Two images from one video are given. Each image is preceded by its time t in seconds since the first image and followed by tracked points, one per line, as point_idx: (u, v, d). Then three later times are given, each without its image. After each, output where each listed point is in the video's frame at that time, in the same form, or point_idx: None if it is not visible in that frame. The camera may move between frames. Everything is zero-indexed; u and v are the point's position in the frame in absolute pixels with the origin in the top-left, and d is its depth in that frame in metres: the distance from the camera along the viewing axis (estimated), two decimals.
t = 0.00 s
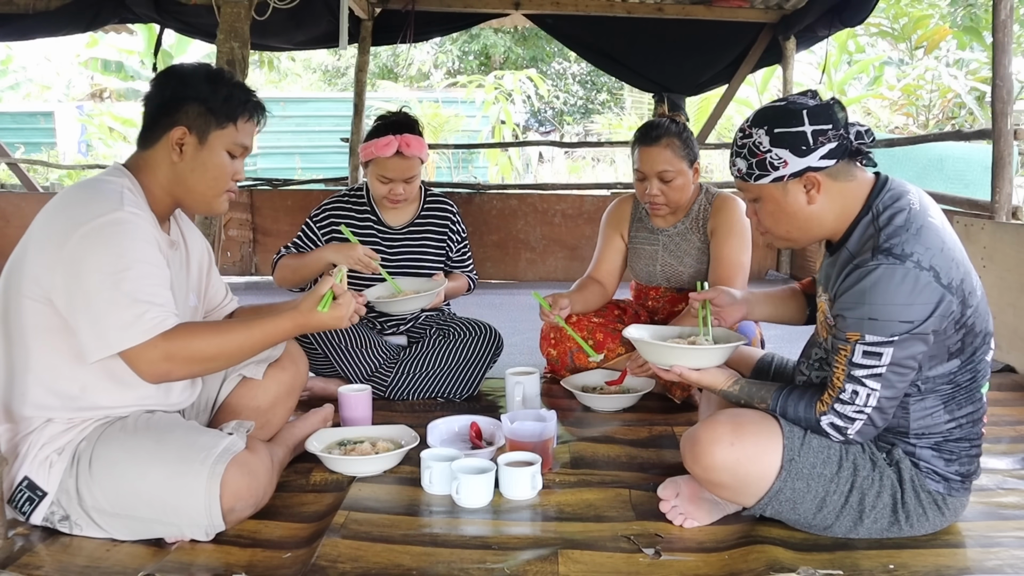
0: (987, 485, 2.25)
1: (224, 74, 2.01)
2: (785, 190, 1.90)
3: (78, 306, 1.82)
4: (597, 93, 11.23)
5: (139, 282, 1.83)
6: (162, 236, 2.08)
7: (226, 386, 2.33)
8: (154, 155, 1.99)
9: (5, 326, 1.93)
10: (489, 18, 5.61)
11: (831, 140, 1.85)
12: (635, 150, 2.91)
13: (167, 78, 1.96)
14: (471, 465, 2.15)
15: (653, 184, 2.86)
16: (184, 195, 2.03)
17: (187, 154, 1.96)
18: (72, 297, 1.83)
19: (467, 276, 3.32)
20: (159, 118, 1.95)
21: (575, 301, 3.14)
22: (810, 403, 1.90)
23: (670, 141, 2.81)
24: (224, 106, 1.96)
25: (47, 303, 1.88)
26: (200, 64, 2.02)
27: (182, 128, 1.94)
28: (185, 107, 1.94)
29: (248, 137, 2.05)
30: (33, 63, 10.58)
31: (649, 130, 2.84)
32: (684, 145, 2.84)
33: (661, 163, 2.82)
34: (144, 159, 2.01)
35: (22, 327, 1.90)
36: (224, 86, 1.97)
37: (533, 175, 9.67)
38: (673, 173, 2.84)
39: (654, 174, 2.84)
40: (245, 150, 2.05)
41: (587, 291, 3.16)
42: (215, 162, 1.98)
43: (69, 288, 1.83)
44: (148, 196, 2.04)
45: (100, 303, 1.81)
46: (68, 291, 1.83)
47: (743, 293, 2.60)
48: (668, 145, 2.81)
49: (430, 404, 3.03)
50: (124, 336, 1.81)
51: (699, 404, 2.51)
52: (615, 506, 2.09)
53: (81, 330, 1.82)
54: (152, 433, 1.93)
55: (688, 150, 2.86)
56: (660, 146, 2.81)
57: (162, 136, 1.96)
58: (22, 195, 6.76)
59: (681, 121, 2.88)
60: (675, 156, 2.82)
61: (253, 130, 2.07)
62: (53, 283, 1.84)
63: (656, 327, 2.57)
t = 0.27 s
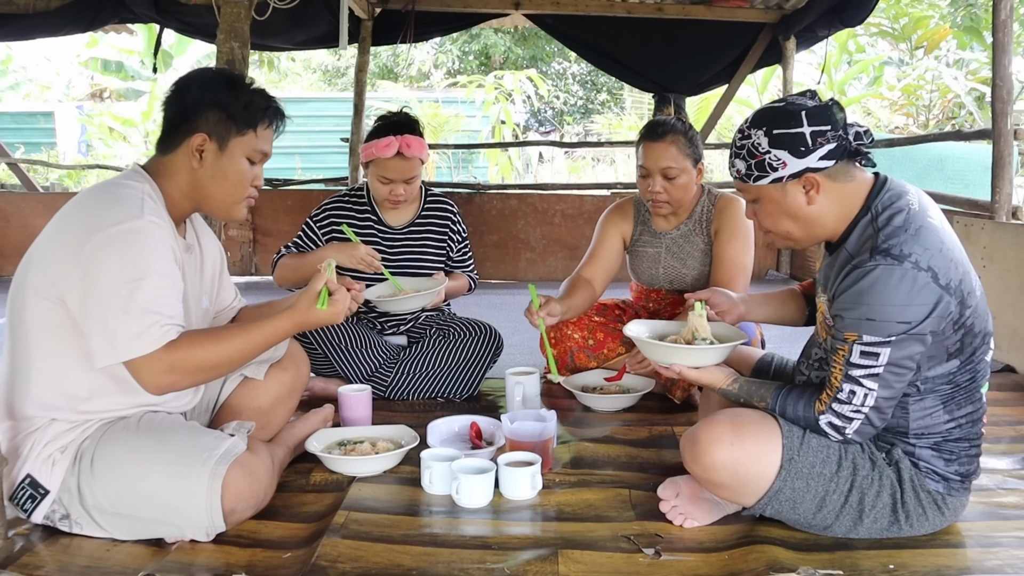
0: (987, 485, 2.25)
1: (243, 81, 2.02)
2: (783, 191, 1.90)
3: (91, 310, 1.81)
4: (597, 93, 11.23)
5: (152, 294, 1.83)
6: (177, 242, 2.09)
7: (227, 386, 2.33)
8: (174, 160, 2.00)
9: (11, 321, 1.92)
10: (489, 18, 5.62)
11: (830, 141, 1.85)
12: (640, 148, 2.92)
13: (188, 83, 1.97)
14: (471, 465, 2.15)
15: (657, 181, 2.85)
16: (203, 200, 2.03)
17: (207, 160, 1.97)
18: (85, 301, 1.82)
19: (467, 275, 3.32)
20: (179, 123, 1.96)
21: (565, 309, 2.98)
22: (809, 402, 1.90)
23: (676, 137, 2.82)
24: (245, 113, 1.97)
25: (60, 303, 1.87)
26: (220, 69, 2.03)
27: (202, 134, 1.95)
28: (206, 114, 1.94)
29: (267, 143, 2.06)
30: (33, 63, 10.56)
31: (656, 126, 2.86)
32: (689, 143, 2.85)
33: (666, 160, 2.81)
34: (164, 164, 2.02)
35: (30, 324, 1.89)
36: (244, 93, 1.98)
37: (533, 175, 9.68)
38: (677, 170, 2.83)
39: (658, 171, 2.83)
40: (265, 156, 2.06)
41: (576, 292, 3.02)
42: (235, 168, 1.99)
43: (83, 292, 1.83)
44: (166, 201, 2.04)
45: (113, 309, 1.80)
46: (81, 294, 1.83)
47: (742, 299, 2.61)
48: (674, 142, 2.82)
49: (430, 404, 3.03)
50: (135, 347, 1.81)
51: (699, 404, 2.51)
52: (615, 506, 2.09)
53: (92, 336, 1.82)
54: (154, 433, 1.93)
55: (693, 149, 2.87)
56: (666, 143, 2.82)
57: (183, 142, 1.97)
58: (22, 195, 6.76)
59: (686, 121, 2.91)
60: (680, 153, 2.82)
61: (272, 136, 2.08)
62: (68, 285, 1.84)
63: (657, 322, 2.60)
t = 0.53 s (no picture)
0: (987, 485, 2.25)
1: (264, 90, 2.01)
2: (784, 190, 1.90)
3: (105, 315, 1.81)
4: (597, 93, 11.23)
5: (167, 303, 1.83)
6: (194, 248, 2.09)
7: (227, 386, 2.33)
8: (194, 168, 2.00)
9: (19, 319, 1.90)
10: (489, 17, 5.61)
11: (830, 140, 1.85)
12: (642, 149, 2.91)
13: (210, 91, 1.96)
14: (471, 465, 2.15)
15: (659, 182, 2.84)
16: (222, 207, 2.04)
17: (228, 170, 1.98)
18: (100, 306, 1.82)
19: (467, 276, 3.32)
20: (201, 132, 1.96)
21: (565, 334, 2.77)
22: (809, 403, 1.90)
23: (679, 138, 2.83)
24: (266, 123, 1.97)
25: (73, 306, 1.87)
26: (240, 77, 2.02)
27: (223, 144, 1.95)
28: (228, 123, 1.94)
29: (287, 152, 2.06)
30: (33, 63, 10.54)
31: (659, 127, 2.86)
32: (692, 145, 2.85)
33: (668, 160, 2.81)
34: (184, 170, 2.02)
35: (40, 323, 1.87)
36: (266, 103, 1.98)
37: (533, 175, 9.68)
38: (679, 171, 2.83)
39: (660, 171, 2.82)
40: (284, 165, 2.06)
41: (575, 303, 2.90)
42: (256, 178, 1.99)
43: (98, 296, 1.83)
44: (184, 207, 2.04)
45: (127, 315, 1.80)
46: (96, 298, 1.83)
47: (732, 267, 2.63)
48: (677, 142, 2.82)
49: (430, 404, 3.03)
50: (149, 356, 1.81)
51: (699, 404, 2.51)
52: (615, 506, 2.09)
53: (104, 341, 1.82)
54: (155, 433, 1.93)
55: (696, 151, 2.87)
56: (669, 143, 2.81)
57: (204, 151, 1.97)
58: (22, 195, 6.76)
59: (688, 123, 2.93)
60: (683, 154, 2.82)
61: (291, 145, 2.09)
62: (82, 288, 1.84)
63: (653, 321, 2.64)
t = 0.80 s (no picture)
0: (987, 485, 2.25)
1: (290, 107, 2.00)
2: (783, 190, 1.90)
3: (119, 322, 1.79)
4: (597, 93, 11.22)
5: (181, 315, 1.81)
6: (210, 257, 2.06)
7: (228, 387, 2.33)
8: (219, 183, 1.98)
9: (31, 319, 1.89)
10: (490, 18, 5.61)
11: (830, 140, 1.85)
12: (643, 152, 2.91)
13: (238, 107, 1.95)
14: (471, 465, 2.15)
15: (660, 186, 2.84)
16: (246, 223, 2.02)
17: (254, 187, 1.96)
18: (114, 312, 1.80)
19: (467, 276, 3.32)
20: (228, 148, 1.94)
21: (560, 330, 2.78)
22: (809, 403, 1.90)
23: (680, 141, 2.82)
24: (292, 141, 1.96)
25: (89, 310, 1.86)
26: (267, 94, 2.01)
27: (251, 161, 1.94)
28: (255, 141, 1.93)
29: (311, 170, 2.05)
30: (33, 63, 10.51)
31: (659, 130, 2.85)
32: (693, 148, 2.85)
33: (669, 164, 2.81)
34: (206, 183, 2.00)
35: (53, 325, 1.87)
36: (293, 120, 1.97)
37: (533, 175, 9.68)
38: (681, 175, 2.83)
39: (661, 175, 2.82)
40: (309, 182, 2.05)
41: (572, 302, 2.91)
42: (281, 196, 1.98)
43: (111, 303, 1.81)
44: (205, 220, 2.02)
45: (141, 323, 1.78)
46: (110, 305, 1.81)
47: (742, 234, 2.63)
48: (678, 146, 2.82)
49: (430, 404, 3.03)
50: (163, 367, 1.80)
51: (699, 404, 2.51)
52: (615, 506, 2.09)
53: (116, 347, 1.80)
54: (157, 432, 1.93)
55: (697, 154, 2.87)
56: (670, 147, 2.81)
57: (230, 167, 1.96)
58: (22, 195, 6.76)
59: (689, 126, 2.92)
60: (684, 157, 2.82)
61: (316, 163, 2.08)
62: (97, 293, 1.82)
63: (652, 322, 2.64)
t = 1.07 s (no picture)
0: (987, 485, 2.25)
1: (319, 129, 2.02)
2: (785, 190, 1.90)
3: (128, 326, 1.78)
4: (597, 93, 11.22)
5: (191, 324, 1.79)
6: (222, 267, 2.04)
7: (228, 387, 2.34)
8: (233, 189, 1.97)
9: (40, 319, 1.88)
10: (490, 17, 5.61)
11: (831, 140, 1.85)
12: (643, 150, 2.91)
13: (266, 118, 1.96)
14: (471, 465, 2.15)
15: (659, 183, 2.83)
16: (254, 233, 2.01)
17: (267, 197, 1.95)
18: (123, 316, 1.78)
19: (467, 276, 3.33)
20: (248, 155, 1.95)
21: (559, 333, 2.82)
22: (810, 403, 1.90)
23: (680, 139, 2.83)
24: (313, 159, 1.96)
25: (99, 313, 1.85)
26: (297, 111, 2.03)
27: (269, 169, 1.93)
28: (277, 151, 1.93)
29: (326, 193, 2.05)
30: (33, 63, 10.47)
31: (659, 128, 2.86)
32: (693, 146, 2.85)
33: (668, 161, 2.81)
34: (222, 189, 1.99)
35: (62, 326, 1.86)
36: (318, 141, 1.98)
37: (533, 175, 9.68)
38: (680, 172, 2.82)
39: (660, 172, 2.82)
40: (321, 205, 2.04)
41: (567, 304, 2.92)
42: (293, 212, 1.98)
43: (120, 307, 1.79)
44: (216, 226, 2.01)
45: (149, 329, 1.76)
46: (118, 310, 1.79)
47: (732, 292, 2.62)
48: (678, 143, 2.82)
49: (430, 404, 3.03)
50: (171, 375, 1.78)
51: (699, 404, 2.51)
52: (615, 506, 2.09)
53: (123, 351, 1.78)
54: (158, 432, 1.93)
55: (697, 152, 2.87)
56: (669, 144, 2.82)
57: (247, 174, 1.95)
58: (22, 195, 6.75)
59: (689, 124, 2.93)
60: (683, 155, 2.82)
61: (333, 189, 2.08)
62: (106, 297, 1.81)
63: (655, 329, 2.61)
